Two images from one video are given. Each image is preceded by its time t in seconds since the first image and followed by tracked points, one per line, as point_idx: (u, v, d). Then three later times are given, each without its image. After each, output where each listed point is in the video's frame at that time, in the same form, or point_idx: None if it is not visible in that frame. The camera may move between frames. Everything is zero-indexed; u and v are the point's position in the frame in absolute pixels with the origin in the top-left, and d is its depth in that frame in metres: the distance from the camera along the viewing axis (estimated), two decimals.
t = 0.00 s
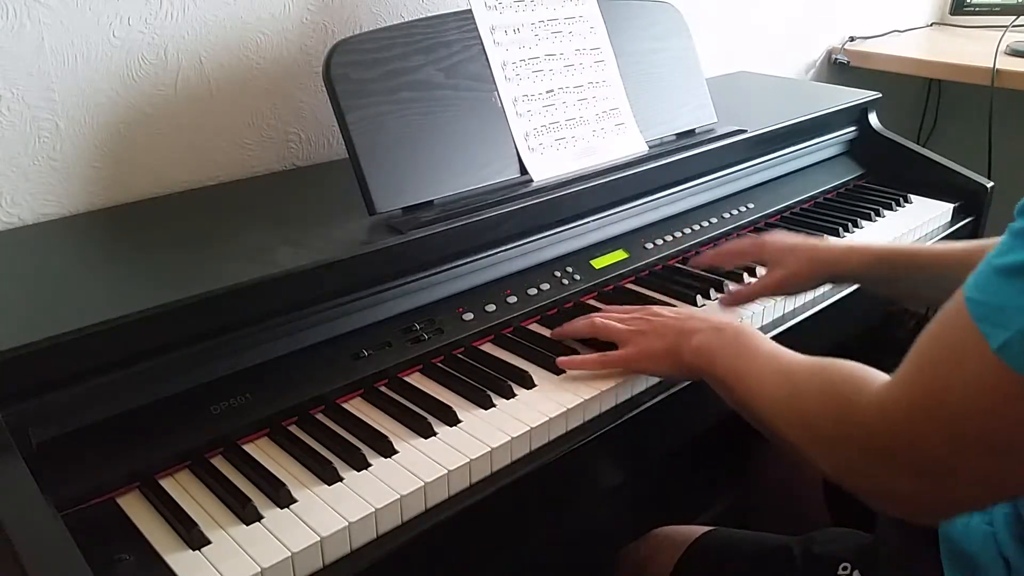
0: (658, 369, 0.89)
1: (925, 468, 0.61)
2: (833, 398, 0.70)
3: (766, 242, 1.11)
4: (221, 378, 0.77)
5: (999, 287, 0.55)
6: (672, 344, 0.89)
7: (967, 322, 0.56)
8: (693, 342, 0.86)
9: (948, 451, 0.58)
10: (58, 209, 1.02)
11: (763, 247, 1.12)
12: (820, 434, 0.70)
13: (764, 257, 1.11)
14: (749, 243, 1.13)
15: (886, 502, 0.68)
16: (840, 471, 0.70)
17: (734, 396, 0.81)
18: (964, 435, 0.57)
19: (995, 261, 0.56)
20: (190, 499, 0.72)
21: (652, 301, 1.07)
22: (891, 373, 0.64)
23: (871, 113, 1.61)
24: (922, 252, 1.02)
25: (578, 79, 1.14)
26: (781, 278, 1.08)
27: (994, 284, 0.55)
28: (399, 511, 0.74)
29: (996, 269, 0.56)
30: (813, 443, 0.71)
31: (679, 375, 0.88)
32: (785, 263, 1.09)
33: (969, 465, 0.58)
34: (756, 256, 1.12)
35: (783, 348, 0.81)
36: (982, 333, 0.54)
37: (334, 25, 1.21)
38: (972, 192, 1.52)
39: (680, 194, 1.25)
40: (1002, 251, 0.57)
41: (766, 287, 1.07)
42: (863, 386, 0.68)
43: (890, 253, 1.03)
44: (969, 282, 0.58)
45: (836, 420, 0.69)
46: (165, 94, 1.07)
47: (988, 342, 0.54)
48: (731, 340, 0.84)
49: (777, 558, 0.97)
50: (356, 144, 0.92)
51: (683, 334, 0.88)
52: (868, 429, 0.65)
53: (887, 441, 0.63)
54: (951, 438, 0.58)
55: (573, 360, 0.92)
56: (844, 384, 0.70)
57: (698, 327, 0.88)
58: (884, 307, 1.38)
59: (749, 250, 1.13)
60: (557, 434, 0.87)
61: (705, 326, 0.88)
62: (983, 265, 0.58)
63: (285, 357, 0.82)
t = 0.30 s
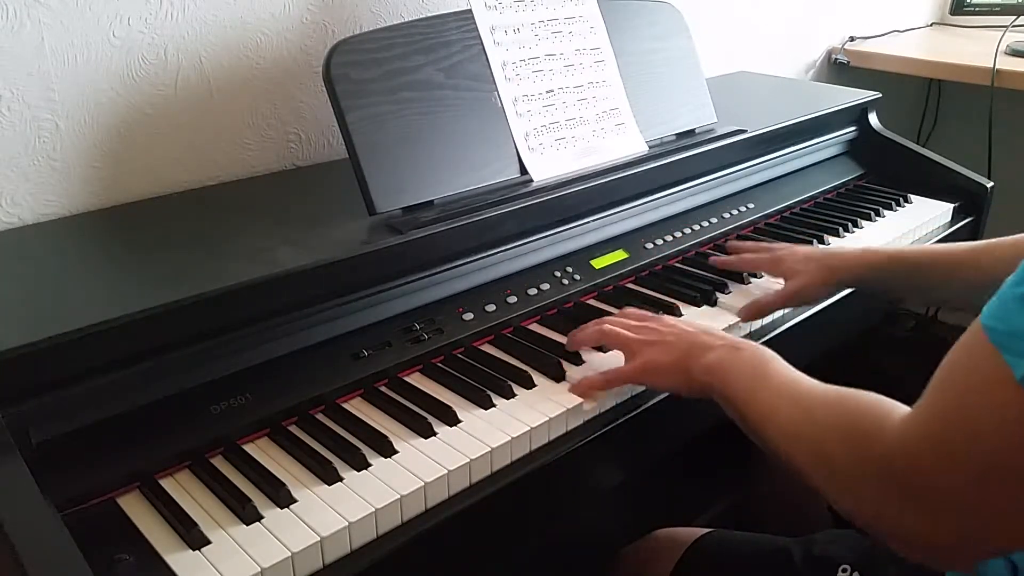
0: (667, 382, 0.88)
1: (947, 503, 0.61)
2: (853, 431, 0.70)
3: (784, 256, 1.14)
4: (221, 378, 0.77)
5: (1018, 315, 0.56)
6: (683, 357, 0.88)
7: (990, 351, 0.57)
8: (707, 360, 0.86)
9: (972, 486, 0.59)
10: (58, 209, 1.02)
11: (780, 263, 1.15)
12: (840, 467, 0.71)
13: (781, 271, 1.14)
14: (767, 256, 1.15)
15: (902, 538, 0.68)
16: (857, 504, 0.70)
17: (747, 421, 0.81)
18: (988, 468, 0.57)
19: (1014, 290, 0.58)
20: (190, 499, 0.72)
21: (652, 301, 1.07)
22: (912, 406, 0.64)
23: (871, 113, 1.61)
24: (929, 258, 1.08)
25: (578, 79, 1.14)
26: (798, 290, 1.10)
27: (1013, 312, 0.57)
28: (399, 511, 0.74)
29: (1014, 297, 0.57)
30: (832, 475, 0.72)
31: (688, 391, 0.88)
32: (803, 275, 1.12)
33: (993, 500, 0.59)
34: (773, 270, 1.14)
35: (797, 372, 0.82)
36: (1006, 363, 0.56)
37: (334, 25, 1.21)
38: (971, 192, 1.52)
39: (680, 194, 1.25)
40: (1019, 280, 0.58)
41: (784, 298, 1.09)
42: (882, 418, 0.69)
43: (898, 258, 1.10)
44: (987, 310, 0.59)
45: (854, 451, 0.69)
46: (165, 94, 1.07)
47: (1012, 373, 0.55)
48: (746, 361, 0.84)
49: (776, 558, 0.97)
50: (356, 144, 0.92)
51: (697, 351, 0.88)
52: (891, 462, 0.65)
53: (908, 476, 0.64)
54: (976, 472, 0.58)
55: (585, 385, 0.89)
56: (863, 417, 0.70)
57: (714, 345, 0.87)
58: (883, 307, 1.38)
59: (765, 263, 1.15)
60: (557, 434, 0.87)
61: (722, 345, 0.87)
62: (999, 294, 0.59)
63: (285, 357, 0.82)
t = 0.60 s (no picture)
0: (654, 353, 0.92)
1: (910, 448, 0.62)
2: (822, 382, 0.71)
3: (780, 250, 1.14)
4: (221, 378, 0.77)
5: (991, 273, 0.56)
6: (662, 332, 0.91)
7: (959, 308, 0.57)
8: (683, 329, 0.89)
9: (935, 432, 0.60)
10: (58, 209, 1.02)
11: (776, 255, 1.15)
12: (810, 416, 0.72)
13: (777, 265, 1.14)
14: (761, 251, 1.16)
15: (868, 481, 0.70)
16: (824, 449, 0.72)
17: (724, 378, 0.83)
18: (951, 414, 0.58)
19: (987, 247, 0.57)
20: (190, 500, 0.72)
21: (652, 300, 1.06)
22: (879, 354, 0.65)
23: (871, 113, 1.61)
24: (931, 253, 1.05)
25: (578, 79, 1.14)
26: (793, 283, 1.11)
27: (983, 270, 0.56)
28: (399, 511, 0.74)
29: (986, 255, 0.57)
30: (804, 424, 0.73)
31: (671, 361, 0.91)
32: (798, 269, 1.12)
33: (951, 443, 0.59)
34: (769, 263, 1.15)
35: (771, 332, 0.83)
36: (975, 320, 0.56)
37: (334, 25, 1.21)
38: (972, 192, 1.52)
39: (680, 194, 1.25)
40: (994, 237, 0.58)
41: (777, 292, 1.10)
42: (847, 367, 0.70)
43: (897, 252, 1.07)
44: (960, 269, 0.59)
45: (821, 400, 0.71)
46: (165, 94, 1.07)
47: (981, 329, 0.55)
48: (719, 328, 0.86)
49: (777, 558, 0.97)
50: (356, 144, 0.92)
51: (674, 323, 0.90)
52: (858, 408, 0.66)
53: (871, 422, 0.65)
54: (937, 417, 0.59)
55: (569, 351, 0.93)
56: (832, 367, 0.71)
57: (688, 315, 0.90)
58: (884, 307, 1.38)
59: (761, 256, 1.16)
60: (557, 434, 0.87)
61: (695, 314, 0.90)
62: (974, 254, 0.59)
63: (285, 357, 0.82)
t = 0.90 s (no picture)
0: (654, 356, 0.91)
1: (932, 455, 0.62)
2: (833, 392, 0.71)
3: (716, 254, 1.13)
4: (222, 378, 0.77)
5: (1009, 273, 0.56)
6: (667, 335, 0.90)
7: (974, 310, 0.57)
8: (686, 334, 0.88)
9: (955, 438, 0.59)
10: (58, 209, 1.02)
11: (714, 258, 1.13)
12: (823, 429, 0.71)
13: (713, 268, 1.13)
14: (700, 253, 1.14)
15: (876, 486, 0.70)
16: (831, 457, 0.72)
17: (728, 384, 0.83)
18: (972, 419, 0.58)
19: (1003, 247, 0.58)
20: (190, 500, 0.72)
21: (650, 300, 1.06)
22: (888, 361, 0.65)
23: (871, 113, 1.61)
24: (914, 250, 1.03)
25: (578, 79, 1.14)
26: (724, 286, 1.09)
27: (999, 271, 0.57)
28: (399, 511, 0.74)
29: (1000, 256, 0.58)
30: (817, 435, 0.72)
31: (674, 365, 0.90)
32: (729, 274, 1.10)
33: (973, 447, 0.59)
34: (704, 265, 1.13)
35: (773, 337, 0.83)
36: (992, 321, 0.56)
37: (334, 25, 1.21)
38: (972, 193, 1.52)
39: (680, 194, 1.25)
40: (1010, 236, 0.58)
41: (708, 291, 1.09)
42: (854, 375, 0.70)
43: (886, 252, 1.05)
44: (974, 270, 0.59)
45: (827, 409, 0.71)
46: (165, 94, 1.07)
47: (997, 329, 0.55)
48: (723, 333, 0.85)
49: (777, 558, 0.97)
50: (356, 144, 0.92)
51: (678, 326, 0.90)
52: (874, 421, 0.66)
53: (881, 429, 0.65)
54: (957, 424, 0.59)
55: (566, 355, 0.92)
56: (842, 377, 0.71)
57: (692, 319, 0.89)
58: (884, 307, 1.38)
59: (700, 259, 1.14)
60: (556, 434, 0.87)
61: (700, 318, 0.89)
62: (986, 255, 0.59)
63: (285, 357, 0.82)
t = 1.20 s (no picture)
0: (622, 391, 0.86)
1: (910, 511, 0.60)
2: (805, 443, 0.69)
3: (739, 274, 1.11)
4: (222, 378, 0.77)
5: (999, 314, 0.55)
6: (638, 368, 0.86)
7: (959, 350, 0.56)
8: (660, 373, 0.84)
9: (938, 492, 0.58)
10: (57, 210, 1.02)
11: (738, 279, 1.11)
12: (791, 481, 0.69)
13: (738, 289, 1.10)
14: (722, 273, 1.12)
15: (848, 548, 0.67)
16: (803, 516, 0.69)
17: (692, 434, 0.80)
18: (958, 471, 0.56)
19: (991, 288, 0.57)
20: (190, 499, 0.72)
21: (654, 302, 1.07)
22: (864, 409, 0.64)
23: (871, 113, 1.61)
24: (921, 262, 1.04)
25: (578, 79, 1.14)
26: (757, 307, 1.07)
27: (985, 311, 0.56)
28: (399, 511, 0.74)
29: (989, 294, 0.57)
30: (782, 488, 0.70)
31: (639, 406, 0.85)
32: (759, 293, 1.09)
33: (955, 502, 0.58)
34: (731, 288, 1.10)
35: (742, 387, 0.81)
36: (980, 363, 0.55)
37: (334, 25, 1.21)
38: (972, 192, 1.52)
39: (680, 194, 1.25)
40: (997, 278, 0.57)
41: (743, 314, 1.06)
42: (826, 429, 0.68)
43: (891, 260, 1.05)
44: (958, 311, 0.58)
45: (799, 463, 0.69)
46: (165, 94, 1.07)
47: (987, 371, 0.54)
48: (697, 376, 0.82)
49: (777, 558, 0.97)
50: (356, 144, 0.92)
51: (649, 364, 0.86)
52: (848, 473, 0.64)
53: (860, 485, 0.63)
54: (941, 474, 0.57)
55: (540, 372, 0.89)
56: (813, 425, 0.69)
57: (668, 358, 0.86)
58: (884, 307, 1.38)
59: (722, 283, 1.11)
60: (556, 434, 0.87)
61: (676, 360, 0.86)
62: (972, 295, 0.59)
63: (285, 357, 0.82)
